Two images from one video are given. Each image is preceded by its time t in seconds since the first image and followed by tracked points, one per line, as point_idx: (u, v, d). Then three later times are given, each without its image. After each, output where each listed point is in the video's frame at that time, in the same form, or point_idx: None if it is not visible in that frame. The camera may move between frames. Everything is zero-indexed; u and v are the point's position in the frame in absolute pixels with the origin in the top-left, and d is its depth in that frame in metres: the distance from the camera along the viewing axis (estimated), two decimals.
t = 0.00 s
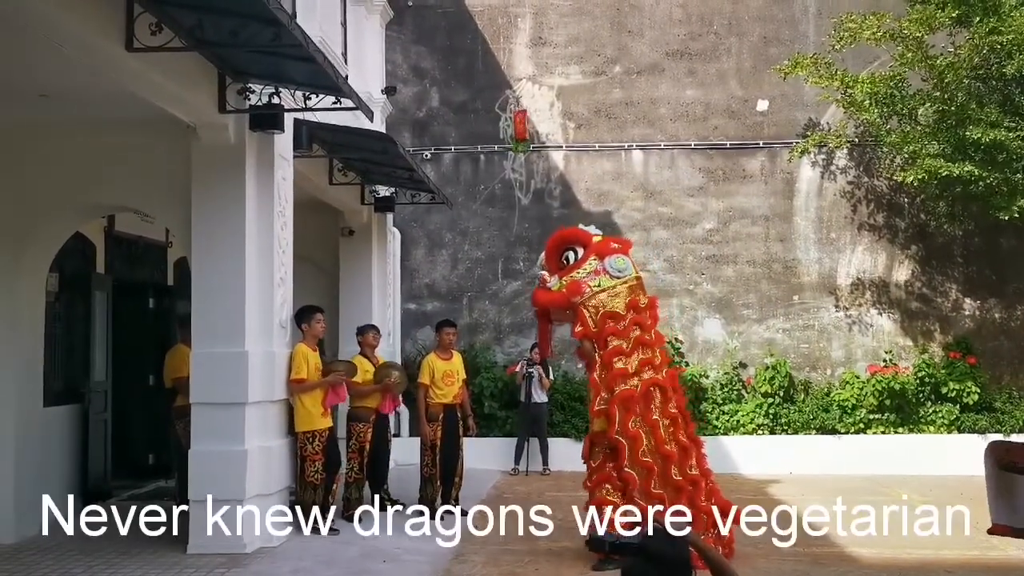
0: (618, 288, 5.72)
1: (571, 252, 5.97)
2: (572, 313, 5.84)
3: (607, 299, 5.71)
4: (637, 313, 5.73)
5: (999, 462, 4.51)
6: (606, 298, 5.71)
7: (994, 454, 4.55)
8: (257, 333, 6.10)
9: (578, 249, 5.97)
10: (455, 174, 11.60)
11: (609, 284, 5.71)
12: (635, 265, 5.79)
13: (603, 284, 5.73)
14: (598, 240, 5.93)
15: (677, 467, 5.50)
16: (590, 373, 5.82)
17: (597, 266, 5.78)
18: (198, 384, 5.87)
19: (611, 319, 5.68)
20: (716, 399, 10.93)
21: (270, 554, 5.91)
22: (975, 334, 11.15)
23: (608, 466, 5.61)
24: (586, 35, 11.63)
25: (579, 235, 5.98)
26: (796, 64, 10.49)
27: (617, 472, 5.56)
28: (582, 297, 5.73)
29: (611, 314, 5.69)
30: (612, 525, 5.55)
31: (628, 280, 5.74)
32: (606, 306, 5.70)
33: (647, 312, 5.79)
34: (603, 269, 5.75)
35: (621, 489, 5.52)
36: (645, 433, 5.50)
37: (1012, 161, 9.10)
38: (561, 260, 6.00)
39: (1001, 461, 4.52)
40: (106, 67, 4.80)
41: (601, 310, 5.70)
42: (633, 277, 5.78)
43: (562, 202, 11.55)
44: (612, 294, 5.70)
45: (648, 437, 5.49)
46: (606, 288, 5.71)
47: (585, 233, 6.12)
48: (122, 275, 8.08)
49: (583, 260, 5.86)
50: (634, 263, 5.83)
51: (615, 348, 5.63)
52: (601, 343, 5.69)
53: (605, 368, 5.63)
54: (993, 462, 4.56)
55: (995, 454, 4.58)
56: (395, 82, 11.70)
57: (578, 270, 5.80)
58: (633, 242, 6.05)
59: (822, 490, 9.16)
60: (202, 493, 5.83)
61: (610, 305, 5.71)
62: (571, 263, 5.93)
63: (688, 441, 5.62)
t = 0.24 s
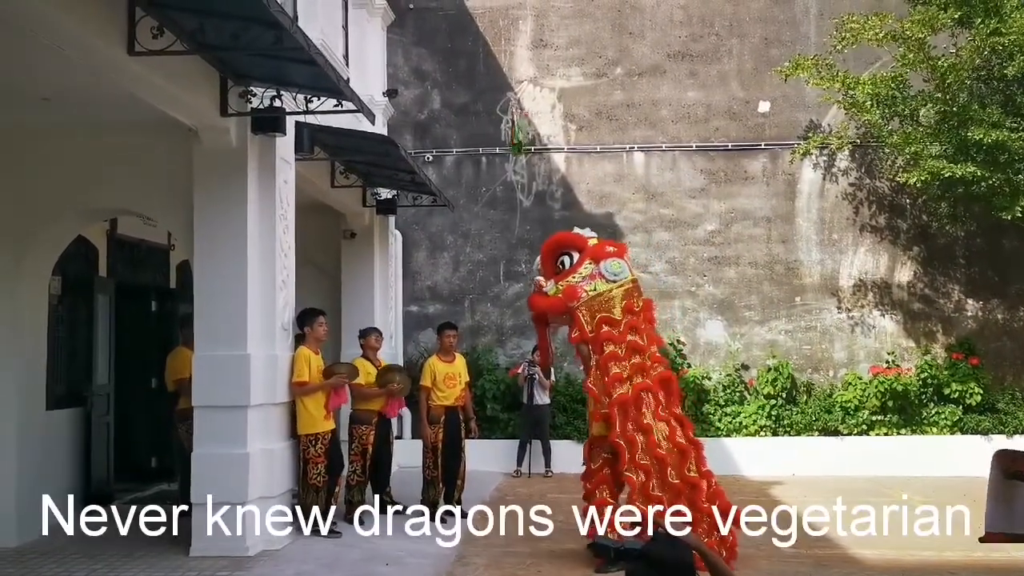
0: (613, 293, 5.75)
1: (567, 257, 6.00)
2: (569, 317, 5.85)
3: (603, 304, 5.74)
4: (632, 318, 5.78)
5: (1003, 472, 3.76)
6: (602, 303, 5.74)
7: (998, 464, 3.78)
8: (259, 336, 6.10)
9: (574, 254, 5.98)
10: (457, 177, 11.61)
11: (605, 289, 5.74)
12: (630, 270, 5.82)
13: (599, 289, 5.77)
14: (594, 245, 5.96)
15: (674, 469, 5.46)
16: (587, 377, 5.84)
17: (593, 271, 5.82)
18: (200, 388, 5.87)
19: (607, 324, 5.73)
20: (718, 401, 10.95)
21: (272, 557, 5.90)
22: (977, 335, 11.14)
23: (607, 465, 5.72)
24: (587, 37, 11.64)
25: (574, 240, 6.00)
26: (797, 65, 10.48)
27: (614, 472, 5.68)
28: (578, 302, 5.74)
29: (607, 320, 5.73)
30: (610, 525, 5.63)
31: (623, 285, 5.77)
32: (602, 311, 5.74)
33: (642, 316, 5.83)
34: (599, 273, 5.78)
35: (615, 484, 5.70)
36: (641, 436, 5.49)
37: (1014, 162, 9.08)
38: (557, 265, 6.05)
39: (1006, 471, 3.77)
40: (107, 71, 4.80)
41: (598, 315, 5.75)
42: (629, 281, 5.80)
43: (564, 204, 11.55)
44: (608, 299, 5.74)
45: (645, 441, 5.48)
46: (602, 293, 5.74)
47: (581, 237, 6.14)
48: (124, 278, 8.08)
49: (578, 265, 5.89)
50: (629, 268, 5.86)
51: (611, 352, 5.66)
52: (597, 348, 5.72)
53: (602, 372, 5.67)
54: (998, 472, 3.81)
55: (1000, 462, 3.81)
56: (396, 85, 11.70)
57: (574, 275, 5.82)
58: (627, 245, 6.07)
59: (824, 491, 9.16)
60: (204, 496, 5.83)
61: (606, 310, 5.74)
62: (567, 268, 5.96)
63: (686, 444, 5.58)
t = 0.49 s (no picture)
0: (618, 299, 5.78)
1: (574, 260, 5.98)
2: (572, 320, 5.88)
3: (608, 309, 5.76)
4: (637, 324, 5.77)
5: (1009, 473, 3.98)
6: (606, 308, 5.76)
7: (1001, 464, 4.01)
8: (261, 337, 6.11)
9: (582, 257, 5.97)
10: (459, 178, 11.62)
11: (609, 294, 5.78)
12: (637, 278, 5.86)
13: (604, 293, 5.79)
14: (602, 251, 5.97)
15: (680, 474, 5.49)
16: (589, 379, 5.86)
17: (599, 276, 5.83)
18: (202, 389, 5.87)
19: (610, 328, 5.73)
20: (721, 402, 10.97)
21: (275, 558, 5.91)
22: (980, 335, 11.13)
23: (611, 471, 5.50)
24: (589, 38, 11.64)
25: (583, 243, 5.97)
26: (800, 66, 10.47)
27: (619, 477, 5.46)
28: (583, 305, 5.78)
29: (611, 324, 5.74)
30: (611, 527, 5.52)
31: (629, 291, 5.81)
32: (606, 316, 5.75)
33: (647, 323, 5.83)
34: (605, 279, 5.80)
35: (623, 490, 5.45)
36: (644, 439, 5.51)
37: (1017, 162, 9.07)
38: (564, 267, 6.01)
39: (1008, 470, 4.00)
40: (110, 72, 4.80)
41: (599, 319, 5.76)
42: (634, 290, 5.85)
43: (566, 205, 11.55)
44: (613, 305, 5.77)
45: (648, 447, 5.48)
46: (607, 298, 5.77)
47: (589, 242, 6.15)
48: (126, 279, 8.09)
49: (585, 268, 5.89)
50: (636, 276, 5.89)
51: (614, 357, 5.67)
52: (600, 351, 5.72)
53: (604, 375, 5.66)
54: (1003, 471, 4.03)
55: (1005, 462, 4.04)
56: (398, 86, 11.71)
57: (581, 277, 5.84)
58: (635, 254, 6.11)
59: (827, 491, 9.15)
60: (206, 496, 5.84)
61: (611, 314, 5.76)
62: (574, 270, 5.95)
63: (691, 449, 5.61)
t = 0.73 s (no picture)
0: (620, 295, 5.76)
1: (575, 259, 5.97)
2: (576, 318, 5.86)
3: (611, 306, 5.74)
4: (638, 320, 5.80)
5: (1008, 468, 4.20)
6: (611, 305, 5.74)
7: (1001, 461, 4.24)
8: (264, 337, 6.11)
9: (582, 256, 5.97)
10: (462, 177, 11.62)
11: (612, 291, 5.75)
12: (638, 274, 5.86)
13: (607, 291, 5.77)
14: (601, 249, 5.97)
15: (689, 456, 5.51)
16: (593, 378, 5.83)
17: (600, 273, 5.82)
18: (205, 389, 5.88)
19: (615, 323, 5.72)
20: (723, 402, 10.97)
21: (277, 558, 5.91)
22: (984, 335, 11.11)
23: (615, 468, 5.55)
24: (592, 37, 11.63)
25: (582, 243, 5.99)
26: (802, 65, 10.45)
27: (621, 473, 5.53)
28: (587, 302, 5.74)
29: (615, 319, 5.73)
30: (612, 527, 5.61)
31: (631, 287, 5.79)
32: (610, 313, 5.73)
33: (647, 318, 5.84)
34: (607, 275, 5.79)
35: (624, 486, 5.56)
36: (649, 436, 5.52)
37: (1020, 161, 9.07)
38: (564, 267, 6.00)
39: (1009, 467, 4.22)
40: (112, 72, 4.80)
41: (606, 317, 5.73)
42: (636, 286, 5.85)
43: (569, 204, 11.54)
44: (617, 301, 5.75)
45: (652, 441, 5.50)
46: (610, 295, 5.74)
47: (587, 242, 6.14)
48: (129, 279, 8.10)
49: (586, 267, 5.88)
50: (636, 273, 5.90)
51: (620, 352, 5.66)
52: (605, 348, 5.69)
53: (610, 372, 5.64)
54: (1004, 468, 4.25)
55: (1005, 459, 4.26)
56: (401, 86, 11.71)
57: (583, 276, 5.81)
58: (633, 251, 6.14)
59: (829, 491, 9.14)
60: (209, 496, 5.85)
61: (615, 311, 5.74)
62: (575, 270, 5.94)
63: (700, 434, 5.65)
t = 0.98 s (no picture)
0: (613, 292, 5.68)
1: (565, 263, 5.91)
2: (573, 322, 5.80)
3: (607, 305, 5.68)
4: (636, 314, 5.74)
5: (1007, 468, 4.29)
6: (606, 304, 5.68)
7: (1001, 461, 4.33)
8: (265, 337, 6.11)
9: (571, 259, 5.90)
10: (463, 177, 11.62)
11: (606, 290, 5.67)
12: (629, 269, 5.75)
13: (601, 290, 5.69)
14: (589, 248, 5.87)
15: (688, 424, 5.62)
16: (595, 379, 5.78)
17: (592, 273, 5.73)
18: (206, 389, 5.88)
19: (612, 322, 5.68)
20: (725, 402, 10.98)
21: (279, 558, 5.91)
22: (985, 335, 11.10)
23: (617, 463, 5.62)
24: (593, 37, 11.63)
25: (570, 245, 5.92)
26: (804, 65, 10.44)
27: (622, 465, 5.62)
28: (582, 305, 5.69)
29: (612, 318, 5.68)
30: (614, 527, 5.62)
31: (623, 283, 5.71)
32: (606, 312, 5.68)
33: (645, 312, 5.76)
34: (599, 275, 5.70)
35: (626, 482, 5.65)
36: (651, 424, 5.53)
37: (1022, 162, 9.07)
38: (556, 272, 5.95)
39: (1009, 467, 4.30)
40: (113, 72, 4.80)
41: (603, 316, 5.68)
42: (629, 281, 5.75)
43: (570, 204, 11.54)
44: (612, 300, 5.68)
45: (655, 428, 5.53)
46: (604, 295, 5.67)
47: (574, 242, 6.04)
48: (131, 279, 8.10)
49: (576, 269, 5.79)
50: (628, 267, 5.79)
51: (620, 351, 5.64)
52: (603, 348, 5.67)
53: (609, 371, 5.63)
54: (1003, 468, 4.32)
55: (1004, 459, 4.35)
56: (402, 86, 11.71)
57: (574, 278, 5.74)
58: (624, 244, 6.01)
59: (830, 491, 9.13)
60: (210, 496, 5.85)
61: (611, 309, 5.68)
62: (566, 274, 5.88)
63: (705, 415, 5.71)
